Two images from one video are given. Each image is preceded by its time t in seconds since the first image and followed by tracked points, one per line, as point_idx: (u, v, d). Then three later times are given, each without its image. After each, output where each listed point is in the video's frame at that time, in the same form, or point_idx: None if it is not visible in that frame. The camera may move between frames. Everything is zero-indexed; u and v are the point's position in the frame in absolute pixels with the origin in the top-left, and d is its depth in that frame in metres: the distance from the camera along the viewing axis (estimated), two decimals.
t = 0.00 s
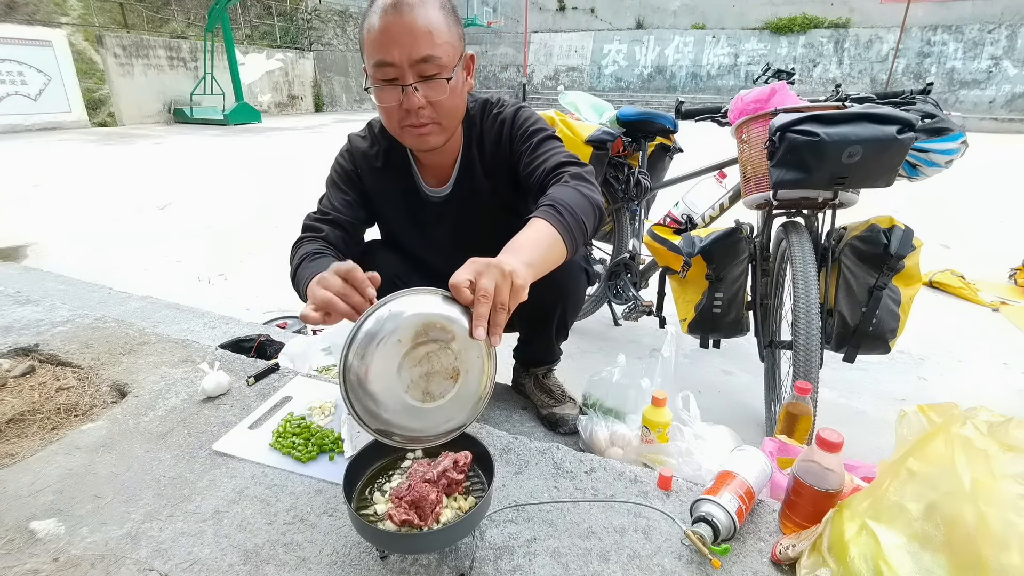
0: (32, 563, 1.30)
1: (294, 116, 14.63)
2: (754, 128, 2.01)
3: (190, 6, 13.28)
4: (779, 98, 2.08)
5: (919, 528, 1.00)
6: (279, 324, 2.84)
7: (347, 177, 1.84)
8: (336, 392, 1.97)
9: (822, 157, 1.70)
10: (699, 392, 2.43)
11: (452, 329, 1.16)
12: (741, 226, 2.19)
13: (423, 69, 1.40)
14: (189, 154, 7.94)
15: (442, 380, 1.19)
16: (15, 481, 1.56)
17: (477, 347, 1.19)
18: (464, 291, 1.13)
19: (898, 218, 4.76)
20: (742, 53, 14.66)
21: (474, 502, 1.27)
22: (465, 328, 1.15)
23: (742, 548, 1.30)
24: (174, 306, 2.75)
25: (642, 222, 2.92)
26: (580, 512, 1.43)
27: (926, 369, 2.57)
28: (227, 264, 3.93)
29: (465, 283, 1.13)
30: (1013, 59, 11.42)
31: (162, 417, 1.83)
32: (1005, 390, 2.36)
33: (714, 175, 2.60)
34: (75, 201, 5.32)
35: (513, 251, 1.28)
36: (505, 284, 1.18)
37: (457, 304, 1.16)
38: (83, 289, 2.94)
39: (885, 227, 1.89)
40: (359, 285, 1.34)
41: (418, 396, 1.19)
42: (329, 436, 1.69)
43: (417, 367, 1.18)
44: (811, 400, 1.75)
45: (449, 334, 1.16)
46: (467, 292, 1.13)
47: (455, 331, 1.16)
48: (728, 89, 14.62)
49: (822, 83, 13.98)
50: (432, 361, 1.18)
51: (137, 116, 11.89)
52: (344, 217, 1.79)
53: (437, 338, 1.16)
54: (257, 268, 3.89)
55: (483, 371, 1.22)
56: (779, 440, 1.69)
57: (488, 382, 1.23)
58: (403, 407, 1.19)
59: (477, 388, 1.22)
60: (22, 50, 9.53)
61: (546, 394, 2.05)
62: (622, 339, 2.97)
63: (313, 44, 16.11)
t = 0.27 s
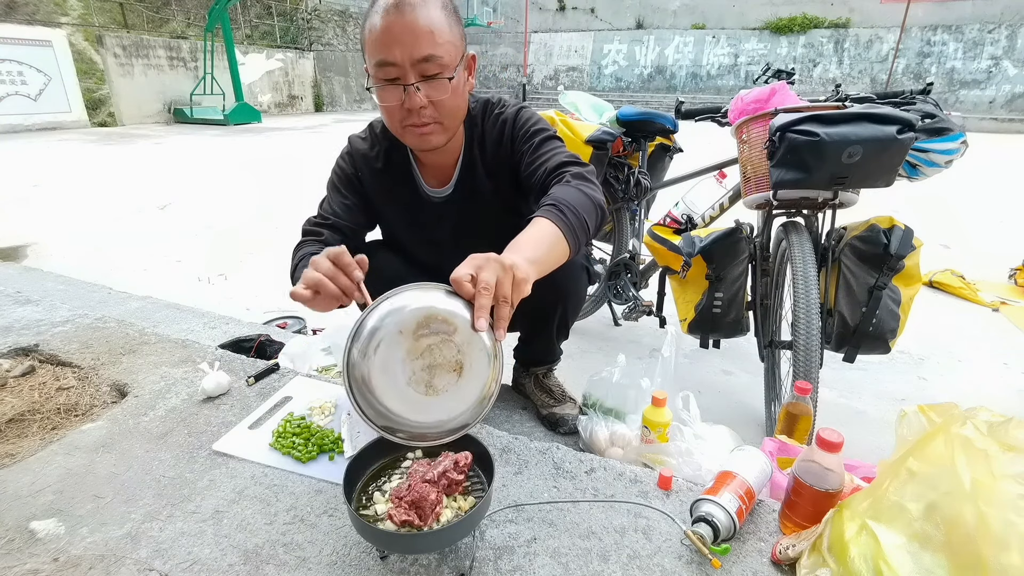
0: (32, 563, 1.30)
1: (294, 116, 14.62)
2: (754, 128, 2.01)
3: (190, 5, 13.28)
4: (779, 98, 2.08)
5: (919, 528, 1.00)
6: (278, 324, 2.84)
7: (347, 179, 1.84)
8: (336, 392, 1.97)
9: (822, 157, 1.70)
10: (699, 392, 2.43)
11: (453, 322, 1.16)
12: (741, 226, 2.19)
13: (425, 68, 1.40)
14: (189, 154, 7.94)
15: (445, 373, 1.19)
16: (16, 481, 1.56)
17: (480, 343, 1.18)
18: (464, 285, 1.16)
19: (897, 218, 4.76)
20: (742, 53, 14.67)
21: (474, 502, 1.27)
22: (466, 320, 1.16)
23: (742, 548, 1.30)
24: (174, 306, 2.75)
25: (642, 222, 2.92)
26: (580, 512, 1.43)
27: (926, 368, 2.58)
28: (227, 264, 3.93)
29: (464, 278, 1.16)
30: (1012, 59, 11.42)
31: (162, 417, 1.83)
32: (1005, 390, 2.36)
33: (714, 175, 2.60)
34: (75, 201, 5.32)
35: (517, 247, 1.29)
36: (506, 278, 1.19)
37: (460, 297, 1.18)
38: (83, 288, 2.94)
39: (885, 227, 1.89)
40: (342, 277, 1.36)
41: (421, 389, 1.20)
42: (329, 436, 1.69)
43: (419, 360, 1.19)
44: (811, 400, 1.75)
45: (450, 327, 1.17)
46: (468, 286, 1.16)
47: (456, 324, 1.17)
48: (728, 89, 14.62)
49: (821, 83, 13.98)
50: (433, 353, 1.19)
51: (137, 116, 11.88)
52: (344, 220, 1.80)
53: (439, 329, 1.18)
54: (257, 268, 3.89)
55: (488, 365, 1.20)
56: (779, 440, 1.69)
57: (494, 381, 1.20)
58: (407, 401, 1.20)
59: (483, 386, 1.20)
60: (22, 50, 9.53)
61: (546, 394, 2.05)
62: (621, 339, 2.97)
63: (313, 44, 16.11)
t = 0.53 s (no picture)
0: (32, 563, 1.30)
1: (293, 116, 14.62)
2: (754, 128, 2.01)
3: (190, 5, 13.28)
4: (779, 98, 2.08)
5: (919, 528, 1.00)
6: (279, 324, 2.84)
7: (348, 178, 1.85)
8: (336, 392, 1.97)
9: (822, 157, 1.70)
10: (699, 392, 2.43)
11: (441, 311, 1.17)
12: (740, 226, 2.19)
13: (423, 67, 1.40)
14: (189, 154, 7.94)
15: (433, 362, 1.20)
16: (15, 481, 1.56)
17: (468, 334, 1.18)
18: (454, 276, 1.15)
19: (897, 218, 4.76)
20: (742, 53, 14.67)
21: (474, 502, 1.27)
22: (454, 310, 1.16)
23: (742, 547, 1.30)
24: (174, 306, 2.75)
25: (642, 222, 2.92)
26: (580, 512, 1.43)
27: (926, 369, 2.58)
28: (227, 264, 3.93)
29: (455, 269, 1.15)
30: (1013, 59, 11.42)
31: (162, 417, 1.83)
32: (1005, 390, 2.36)
33: (714, 175, 2.60)
34: (75, 201, 5.32)
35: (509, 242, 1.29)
36: (496, 271, 1.19)
37: (450, 289, 1.18)
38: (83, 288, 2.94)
39: (885, 227, 1.89)
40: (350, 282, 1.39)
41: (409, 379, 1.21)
42: (329, 436, 1.69)
43: (407, 347, 1.20)
44: (811, 399, 1.75)
45: (437, 315, 1.18)
46: (458, 277, 1.16)
47: (444, 314, 1.17)
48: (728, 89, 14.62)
49: (822, 83, 13.98)
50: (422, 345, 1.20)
51: (137, 116, 11.88)
52: (344, 219, 1.81)
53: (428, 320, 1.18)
54: (257, 268, 3.89)
55: (476, 355, 1.20)
56: (779, 440, 1.69)
57: (481, 373, 1.20)
58: (396, 389, 1.21)
59: (471, 377, 1.20)
60: (22, 50, 9.53)
61: (546, 394, 2.05)
62: (621, 339, 2.97)
63: (313, 44, 16.11)
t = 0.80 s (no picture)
0: (32, 563, 1.30)
1: (293, 116, 14.61)
2: (754, 128, 2.01)
3: (190, 5, 13.28)
4: (779, 98, 2.08)
5: (919, 528, 1.00)
6: (279, 324, 2.84)
7: (347, 180, 1.84)
8: (336, 392, 1.97)
9: (822, 157, 1.70)
10: (699, 392, 2.43)
11: (451, 310, 1.17)
12: (741, 226, 2.19)
13: (422, 68, 1.40)
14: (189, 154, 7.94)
15: (443, 361, 1.20)
16: (16, 481, 1.56)
17: (476, 330, 1.19)
18: (460, 273, 1.15)
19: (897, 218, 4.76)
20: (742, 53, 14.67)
21: (474, 502, 1.27)
22: (463, 309, 1.17)
23: (742, 547, 1.30)
24: (174, 306, 2.75)
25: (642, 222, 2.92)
26: (580, 512, 1.43)
27: (926, 369, 2.58)
28: (227, 264, 3.93)
29: (460, 265, 1.15)
30: (1013, 59, 11.41)
31: (162, 417, 1.83)
32: (1005, 390, 2.36)
33: (714, 175, 2.60)
34: (75, 201, 5.32)
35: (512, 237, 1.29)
36: (501, 266, 1.19)
37: (456, 286, 1.18)
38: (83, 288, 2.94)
39: (885, 227, 1.89)
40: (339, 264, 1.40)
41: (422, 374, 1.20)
42: (329, 436, 1.69)
43: (419, 347, 1.19)
44: (811, 399, 1.75)
45: (447, 314, 1.17)
46: (464, 274, 1.15)
47: (454, 312, 1.17)
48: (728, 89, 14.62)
49: (822, 83, 13.98)
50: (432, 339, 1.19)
51: (137, 116, 11.88)
52: (343, 221, 1.81)
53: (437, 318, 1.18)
54: (257, 268, 3.89)
55: (485, 354, 1.20)
56: (779, 440, 1.69)
57: (489, 373, 1.21)
58: (405, 388, 1.21)
59: (479, 377, 1.21)
60: (22, 50, 9.53)
61: (546, 394, 2.05)
62: (621, 339, 2.97)
63: (313, 44, 16.11)
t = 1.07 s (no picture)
0: (32, 563, 1.30)
1: (293, 116, 14.61)
2: (754, 128, 2.01)
3: (190, 5, 13.29)
4: (779, 98, 2.08)
5: (919, 528, 1.00)
6: (279, 324, 2.84)
7: (347, 180, 1.84)
8: (336, 392, 1.97)
9: (822, 157, 1.70)
10: (699, 392, 2.43)
11: (458, 306, 1.17)
12: (741, 226, 2.19)
13: (421, 67, 1.40)
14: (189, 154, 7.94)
15: (450, 357, 1.20)
16: (16, 481, 1.56)
17: (484, 326, 1.19)
18: (467, 268, 1.15)
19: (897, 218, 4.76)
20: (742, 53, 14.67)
21: (474, 502, 1.27)
22: (471, 305, 1.17)
23: (742, 548, 1.30)
24: (174, 306, 2.75)
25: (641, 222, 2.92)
26: (580, 512, 1.43)
27: (926, 369, 2.58)
28: (227, 264, 3.93)
29: (467, 261, 1.15)
30: (1013, 59, 11.41)
31: (162, 417, 1.83)
32: (1005, 390, 2.36)
33: (714, 176, 2.60)
34: (75, 201, 5.32)
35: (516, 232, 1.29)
36: (507, 261, 1.19)
37: (463, 282, 1.18)
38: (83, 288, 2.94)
39: (885, 227, 1.89)
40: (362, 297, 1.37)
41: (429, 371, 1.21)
42: (329, 436, 1.69)
43: (427, 343, 1.19)
44: (811, 400, 1.75)
45: (455, 311, 1.17)
46: (470, 269, 1.16)
47: (461, 308, 1.17)
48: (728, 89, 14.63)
49: (822, 83, 13.98)
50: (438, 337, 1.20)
51: (137, 116, 11.88)
52: (344, 221, 1.81)
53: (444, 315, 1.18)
54: (257, 268, 3.89)
55: (492, 351, 1.21)
56: (779, 440, 1.69)
57: (495, 370, 1.22)
58: (412, 382, 1.21)
59: (486, 372, 1.22)
60: (22, 50, 9.53)
61: (546, 394, 2.05)
62: (622, 339, 2.97)
63: (313, 43, 16.11)
